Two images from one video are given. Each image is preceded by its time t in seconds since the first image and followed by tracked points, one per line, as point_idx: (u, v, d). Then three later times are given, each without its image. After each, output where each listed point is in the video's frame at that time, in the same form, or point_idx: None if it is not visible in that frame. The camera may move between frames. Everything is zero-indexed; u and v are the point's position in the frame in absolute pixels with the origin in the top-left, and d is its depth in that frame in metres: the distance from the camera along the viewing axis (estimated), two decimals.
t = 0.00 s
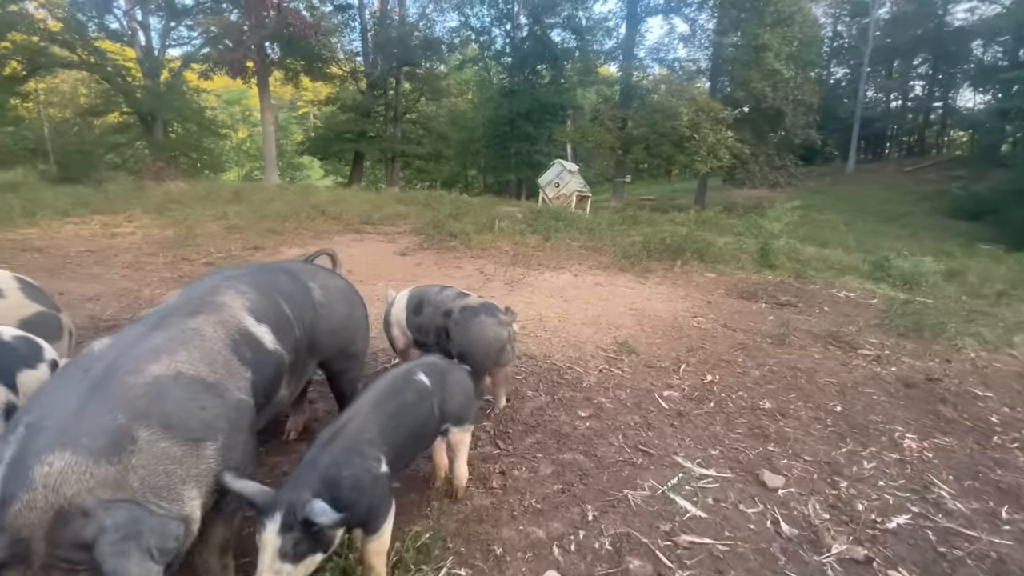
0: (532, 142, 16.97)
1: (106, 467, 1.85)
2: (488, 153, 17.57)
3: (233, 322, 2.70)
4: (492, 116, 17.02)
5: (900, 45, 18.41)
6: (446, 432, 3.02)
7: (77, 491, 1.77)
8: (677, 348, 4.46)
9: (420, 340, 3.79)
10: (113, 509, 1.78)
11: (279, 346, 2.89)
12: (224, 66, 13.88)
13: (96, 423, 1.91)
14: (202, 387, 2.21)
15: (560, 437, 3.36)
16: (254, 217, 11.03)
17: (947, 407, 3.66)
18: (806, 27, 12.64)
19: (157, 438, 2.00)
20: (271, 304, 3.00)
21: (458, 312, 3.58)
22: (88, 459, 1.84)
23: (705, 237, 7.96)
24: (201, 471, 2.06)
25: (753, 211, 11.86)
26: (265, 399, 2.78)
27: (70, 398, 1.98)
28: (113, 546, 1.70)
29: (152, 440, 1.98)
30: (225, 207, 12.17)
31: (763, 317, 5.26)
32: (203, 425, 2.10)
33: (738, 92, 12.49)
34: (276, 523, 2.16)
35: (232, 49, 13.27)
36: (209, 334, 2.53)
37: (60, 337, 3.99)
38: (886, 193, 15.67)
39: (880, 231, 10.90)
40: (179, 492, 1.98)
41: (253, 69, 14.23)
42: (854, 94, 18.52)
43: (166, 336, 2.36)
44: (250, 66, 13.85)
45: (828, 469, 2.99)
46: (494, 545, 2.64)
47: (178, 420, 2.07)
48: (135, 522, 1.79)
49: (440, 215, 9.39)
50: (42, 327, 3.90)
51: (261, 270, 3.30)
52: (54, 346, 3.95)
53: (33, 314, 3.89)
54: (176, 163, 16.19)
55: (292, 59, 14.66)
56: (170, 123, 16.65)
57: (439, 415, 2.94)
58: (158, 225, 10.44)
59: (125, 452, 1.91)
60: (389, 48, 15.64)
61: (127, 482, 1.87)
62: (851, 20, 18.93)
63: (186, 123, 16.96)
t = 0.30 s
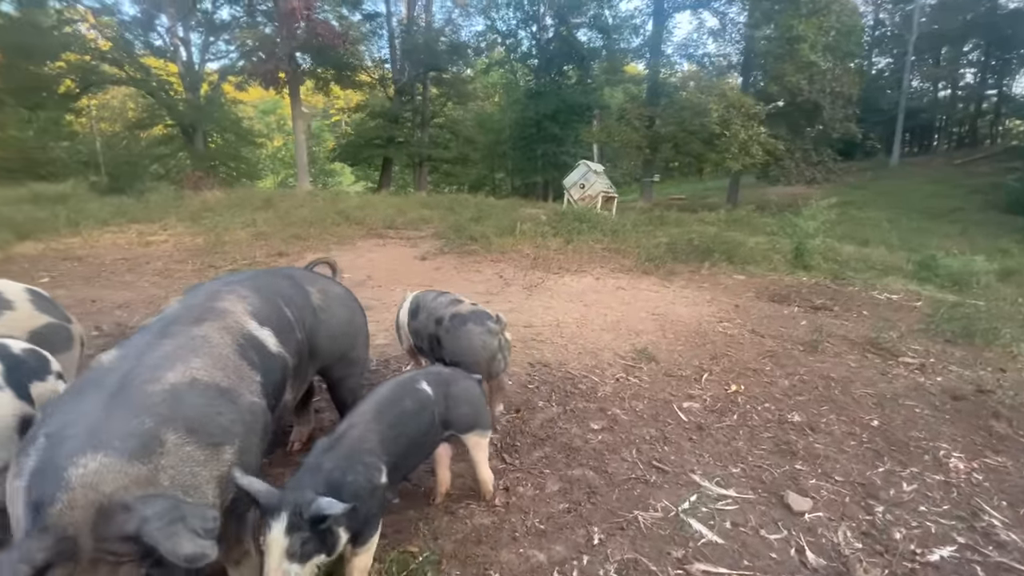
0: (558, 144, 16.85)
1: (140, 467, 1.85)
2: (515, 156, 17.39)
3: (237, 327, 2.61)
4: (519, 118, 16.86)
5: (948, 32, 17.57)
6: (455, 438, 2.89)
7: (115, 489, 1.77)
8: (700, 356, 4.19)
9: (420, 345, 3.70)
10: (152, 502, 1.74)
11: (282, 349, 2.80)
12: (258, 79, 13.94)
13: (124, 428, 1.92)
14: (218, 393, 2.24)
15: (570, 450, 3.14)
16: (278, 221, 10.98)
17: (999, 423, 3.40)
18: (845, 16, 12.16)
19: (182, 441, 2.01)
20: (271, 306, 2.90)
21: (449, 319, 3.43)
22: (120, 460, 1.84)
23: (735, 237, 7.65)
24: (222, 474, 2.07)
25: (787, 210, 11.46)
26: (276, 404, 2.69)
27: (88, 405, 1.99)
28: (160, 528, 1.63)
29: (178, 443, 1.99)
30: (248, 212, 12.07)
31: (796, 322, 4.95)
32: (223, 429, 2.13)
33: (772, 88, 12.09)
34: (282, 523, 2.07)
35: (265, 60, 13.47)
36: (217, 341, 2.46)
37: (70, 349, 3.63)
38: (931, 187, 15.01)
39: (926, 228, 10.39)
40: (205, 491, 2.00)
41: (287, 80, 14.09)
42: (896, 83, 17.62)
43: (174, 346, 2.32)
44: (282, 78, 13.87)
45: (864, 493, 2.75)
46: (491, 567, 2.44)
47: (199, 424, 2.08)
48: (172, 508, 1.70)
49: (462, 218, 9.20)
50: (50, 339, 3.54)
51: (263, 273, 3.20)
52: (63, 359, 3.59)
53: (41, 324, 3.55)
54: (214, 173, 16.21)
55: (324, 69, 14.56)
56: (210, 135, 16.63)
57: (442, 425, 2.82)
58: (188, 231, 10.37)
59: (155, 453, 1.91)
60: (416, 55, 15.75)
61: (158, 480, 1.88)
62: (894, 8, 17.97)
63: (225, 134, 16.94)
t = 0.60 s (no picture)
0: (591, 146, 16.76)
1: (198, 461, 2.08)
2: (547, 159, 17.38)
3: (259, 330, 2.66)
4: (550, 122, 16.97)
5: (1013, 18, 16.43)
6: (466, 443, 2.95)
7: (183, 481, 2.03)
8: (724, 364, 3.98)
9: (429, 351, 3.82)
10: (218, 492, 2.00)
11: (306, 349, 2.86)
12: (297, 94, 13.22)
13: (176, 428, 2.11)
14: (251, 393, 2.38)
15: (579, 461, 2.98)
16: (310, 222, 10.89)
17: None
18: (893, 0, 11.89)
19: (229, 434, 2.21)
20: (290, 309, 2.93)
21: (445, 325, 3.60)
22: (181, 455, 2.07)
23: (770, 237, 7.36)
24: (265, 465, 2.29)
25: (832, 208, 11.01)
26: (303, 404, 2.76)
27: (132, 413, 2.14)
28: (234, 508, 1.91)
29: (226, 435, 2.19)
30: (277, 211, 11.90)
31: (831, 327, 4.68)
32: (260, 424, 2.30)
33: (813, 79, 11.95)
34: (327, 532, 2.12)
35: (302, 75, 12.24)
36: (241, 345, 2.53)
37: (98, 358, 3.61)
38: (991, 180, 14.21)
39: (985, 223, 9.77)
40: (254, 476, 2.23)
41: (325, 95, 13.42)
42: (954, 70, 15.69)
43: (205, 351, 2.42)
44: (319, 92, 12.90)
45: (893, 515, 2.56)
46: None
47: (239, 419, 2.26)
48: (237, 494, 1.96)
49: (489, 224, 9.04)
50: (79, 350, 3.53)
51: (275, 279, 3.16)
52: (90, 368, 3.58)
53: (71, 335, 3.52)
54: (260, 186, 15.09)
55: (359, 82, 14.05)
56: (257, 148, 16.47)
57: (451, 425, 2.87)
58: (222, 229, 10.22)
59: (211, 445, 2.14)
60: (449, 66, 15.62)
61: (216, 471, 2.11)
62: None
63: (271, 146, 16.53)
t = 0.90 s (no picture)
0: (610, 146, 16.37)
1: (208, 455, 1.91)
2: (567, 158, 17.04)
3: (271, 335, 2.56)
4: (570, 122, 16.64)
5: None
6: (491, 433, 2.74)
7: (194, 471, 1.84)
8: (735, 368, 3.86)
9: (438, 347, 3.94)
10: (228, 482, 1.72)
11: (315, 355, 2.74)
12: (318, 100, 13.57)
13: (189, 421, 1.97)
14: (265, 397, 2.25)
15: (578, 466, 2.91)
16: (328, 225, 10.90)
17: None
18: None
19: (242, 433, 2.06)
20: (300, 316, 2.83)
21: (448, 323, 3.73)
22: (192, 448, 1.90)
23: (791, 237, 7.16)
24: (275, 468, 2.12)
25: (860, 206, 10.67)
26: (312, 410, 2.63)
27: (143, 409, 2.01)
28: (236, 499, 1.62)
29: (239, 433, 2.04)
30: (299, 216, 11.85)
31: (851, 330, 4.51)
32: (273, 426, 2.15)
33: (840, 73, 11.59)
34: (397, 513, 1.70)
35: (323, 82, 13.00)
36: (255, 350, 2.42)
37: (113, 364, 3.41)
38: None
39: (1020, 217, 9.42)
40: (264, 480, 2.05)
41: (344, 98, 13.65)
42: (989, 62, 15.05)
43: (219, 353, 2.31)
44: (339, 98, 13.40)
45: (905, 530, 2.44)
46: None
47: (252, 420, 2.12)
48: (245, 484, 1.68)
49: (504, 227, 8.97)
50: (93, 358, 3.33)
51: (281, 287, 3.10)
52: (105, 374, 3.37)
53: (86, 341, 3.32)
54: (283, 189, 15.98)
55: (377, 86, 14.22)
56: (280, 154, 16.39)
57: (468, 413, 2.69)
58: (246, 233, 10.20)
59: (221, 440, 1.98)
60: (466, 68, 15.71)
61: (226, 466, 1.94)
62: None
63: (294, 153, 16.80)
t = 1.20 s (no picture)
0: (625, 146, 16.13)
1: (213, 444, 1.86)
2: (580, 159, 16.79)
3: (280, 333, 2.54)
4: (584, 122, 16.41)
5: None
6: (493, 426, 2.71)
7: (196, 458, 1.79)
8: (749, 369, 3.79)
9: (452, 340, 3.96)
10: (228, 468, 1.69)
11: (325, 354, 2.72)
12: (334, 103, 13.59)
13: (195, 414, 1.93)
14: (274, 392, 2.21)
15: (586, 467, 2.87)
16: (342, 226, 10.92)
17: None
18: None
19: (249, 426, 2.01)
20: (310, 315, 2.81)
21: (459, 312, 3.76)
22: (197, 438, 1.86)
23: (809, 235, 7.03)
24: (284, 463, 2.07)
25: (881, 204, 10.47)
26: (323, 408, 2.59)
27: (151, 405, 1.98)
28: (233, 481, 1.58)
29: (246, 425, 2.00)
30: (314, 218, 11.86)
31: (870, 331, 4.41)
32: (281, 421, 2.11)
33: (861, 68, 11.41)
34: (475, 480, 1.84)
35: (339, 84, 12.91)
36: (263, 347, 2.40)
37: (131, 363, 3.36)
38: None
39: None
40: (271, 473, 1.98)
41: (360, 101, 13.68)
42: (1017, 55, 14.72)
43: (229, 351, 2.29)
44: (354, 101, 13.40)
45: (924, 536, 2.37)
46: None
47: (260, 414, 2.08)
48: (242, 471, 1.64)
49: (516, 227, 8.92)
50: (110, 357, 3.29)
51: (292, 287, 3.08)
52: (123, 373, 3.33)
53: (102, 341, 3.29)
54: (300, 191, 16.05)
55: (392, 88, 14.20)
56: (297, 156, 16.43)
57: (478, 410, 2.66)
58: (264, 235, 10.23)
59: (227, 431, 1.93)
60: (481, 69, 15.62)
61: (231, 456, 1.89)
62: None
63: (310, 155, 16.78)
